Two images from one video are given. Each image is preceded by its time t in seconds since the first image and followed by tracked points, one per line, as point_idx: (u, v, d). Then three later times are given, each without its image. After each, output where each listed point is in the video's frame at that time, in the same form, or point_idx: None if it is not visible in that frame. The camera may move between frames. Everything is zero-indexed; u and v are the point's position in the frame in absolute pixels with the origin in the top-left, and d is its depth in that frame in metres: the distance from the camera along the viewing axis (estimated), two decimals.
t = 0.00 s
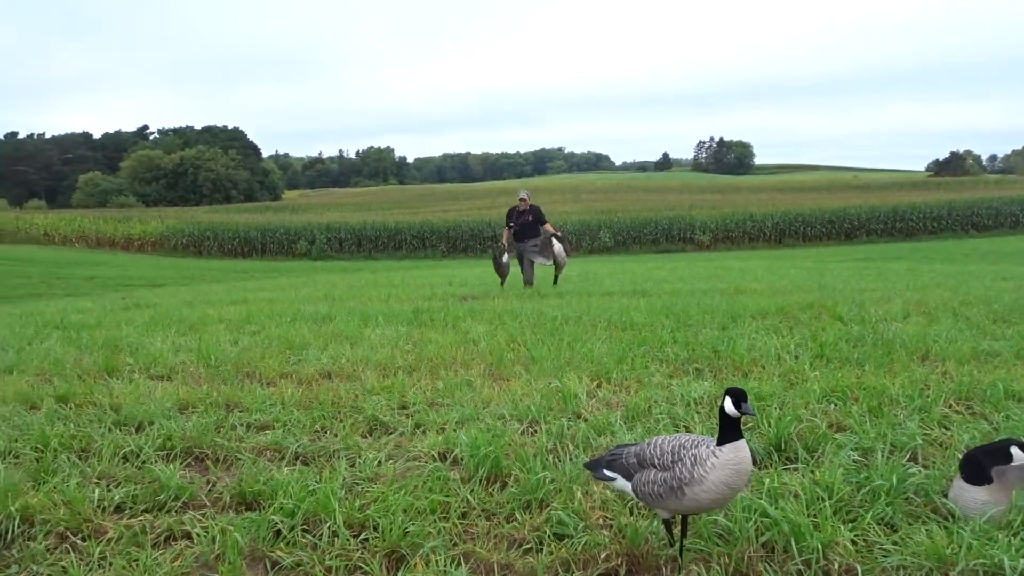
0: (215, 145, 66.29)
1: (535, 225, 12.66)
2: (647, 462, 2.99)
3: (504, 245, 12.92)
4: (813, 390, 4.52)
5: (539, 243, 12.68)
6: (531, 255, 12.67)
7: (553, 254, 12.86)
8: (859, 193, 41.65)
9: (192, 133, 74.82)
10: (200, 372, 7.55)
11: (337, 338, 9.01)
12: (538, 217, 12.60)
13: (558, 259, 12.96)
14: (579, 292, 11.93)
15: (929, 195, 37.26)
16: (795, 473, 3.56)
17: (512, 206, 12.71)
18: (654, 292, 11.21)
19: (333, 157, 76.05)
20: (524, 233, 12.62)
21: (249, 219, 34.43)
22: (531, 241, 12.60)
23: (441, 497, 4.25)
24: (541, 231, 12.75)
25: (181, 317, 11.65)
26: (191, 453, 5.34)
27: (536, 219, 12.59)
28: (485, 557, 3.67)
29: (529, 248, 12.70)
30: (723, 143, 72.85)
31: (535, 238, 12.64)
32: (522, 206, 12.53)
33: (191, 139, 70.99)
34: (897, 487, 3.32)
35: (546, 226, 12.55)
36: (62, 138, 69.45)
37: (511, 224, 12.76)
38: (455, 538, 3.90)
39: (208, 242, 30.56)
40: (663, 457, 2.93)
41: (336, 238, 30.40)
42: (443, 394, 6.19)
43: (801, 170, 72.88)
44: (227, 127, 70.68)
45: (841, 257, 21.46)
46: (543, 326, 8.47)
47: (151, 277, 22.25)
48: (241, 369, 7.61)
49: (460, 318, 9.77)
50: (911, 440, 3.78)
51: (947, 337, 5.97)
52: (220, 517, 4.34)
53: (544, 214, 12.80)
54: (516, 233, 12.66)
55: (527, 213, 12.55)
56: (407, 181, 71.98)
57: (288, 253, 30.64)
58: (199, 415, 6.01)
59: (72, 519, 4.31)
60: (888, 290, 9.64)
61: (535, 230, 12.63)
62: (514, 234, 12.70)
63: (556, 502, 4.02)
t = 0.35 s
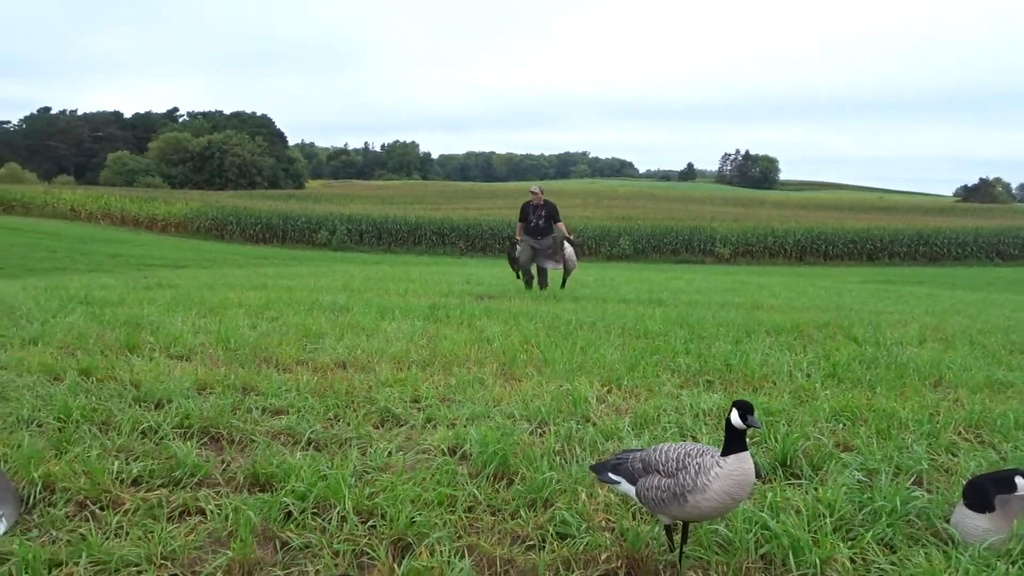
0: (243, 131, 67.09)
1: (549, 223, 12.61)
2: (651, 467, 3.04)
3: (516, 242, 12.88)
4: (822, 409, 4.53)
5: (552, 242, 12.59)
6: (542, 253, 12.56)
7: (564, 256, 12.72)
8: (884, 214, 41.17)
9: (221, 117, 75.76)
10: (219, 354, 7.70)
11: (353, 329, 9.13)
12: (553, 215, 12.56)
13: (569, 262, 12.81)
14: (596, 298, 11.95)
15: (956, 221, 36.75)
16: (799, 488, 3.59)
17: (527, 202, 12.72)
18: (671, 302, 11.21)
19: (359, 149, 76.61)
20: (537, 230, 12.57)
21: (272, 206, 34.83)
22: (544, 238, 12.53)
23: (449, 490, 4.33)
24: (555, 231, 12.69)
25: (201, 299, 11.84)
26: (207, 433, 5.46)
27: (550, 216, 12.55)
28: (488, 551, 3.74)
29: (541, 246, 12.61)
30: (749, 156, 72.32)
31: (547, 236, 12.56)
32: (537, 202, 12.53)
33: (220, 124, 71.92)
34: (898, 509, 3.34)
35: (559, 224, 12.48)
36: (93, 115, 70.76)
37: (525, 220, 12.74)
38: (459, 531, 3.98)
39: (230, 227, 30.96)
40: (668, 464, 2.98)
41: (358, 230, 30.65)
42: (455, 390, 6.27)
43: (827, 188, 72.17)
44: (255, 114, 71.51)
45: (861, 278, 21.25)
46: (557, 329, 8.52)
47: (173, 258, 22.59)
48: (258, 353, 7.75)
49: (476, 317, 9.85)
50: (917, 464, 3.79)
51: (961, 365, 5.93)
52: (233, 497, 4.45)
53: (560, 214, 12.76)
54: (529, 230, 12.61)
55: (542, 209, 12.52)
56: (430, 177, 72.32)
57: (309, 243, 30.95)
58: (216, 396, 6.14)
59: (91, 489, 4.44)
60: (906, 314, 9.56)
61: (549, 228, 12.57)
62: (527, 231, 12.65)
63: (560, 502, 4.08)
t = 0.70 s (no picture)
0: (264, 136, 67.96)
1: (550, 222, 12.25)
2: (665, 459, 3.07)
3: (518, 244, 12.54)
4: (840, 403, 4.52)
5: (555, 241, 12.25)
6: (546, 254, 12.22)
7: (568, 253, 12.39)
8: (907, 210, 40.61)
9: (241, 123, 76.76)
10: (242, 355, 7.84)
11: (373, 329, 9.24)
12: (554, 213, 12.18)
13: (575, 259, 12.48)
14: (614, 297, 11.97)
15: (981, 215, 36.15)
16: (814, 481, 3.60)
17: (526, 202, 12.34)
18: (689, 300, 11.19)
19: (377, 152, 77.17)
20: (539, 230, 12.21)
21: (292, 210, 35.24)
22: (547, 238, 12.18)
23: (467, 483, 4.38)
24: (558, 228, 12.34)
25: (224, 302, 12.04)
26: (231, 431, 5.57)
27: (551, 215, 12.17)
28: (506, 543, 3.80)
29: (544, 246, 12.26)
30: (769, 153, 71.68)
31: (551, 236, 12.21)
32: (536, 202, 12.15)
33: (240, 129, 72.84)
34: (914, 500, 3.34)
35: (562, 222, 12.12)
36: (116, 123, 71.98)
37: (525, 221, 12.38)
38: (478, 524, 4.04)
39: (252, 231, 31.38)
40: (682, 455, 3.01)
41: (377, 232, 30.90)
42: (473, 388, 6.32)
43: (848, 184, 71.31)
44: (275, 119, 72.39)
45: (883, 274, 21.00)
46: (575, 328, 8.55)
47: (195, 262, 22.94)
48: (280, 354, 7.88)
49: (494, 316, 9.91)
50: (934, 456, 3.77)
51: (983, 358, 5.87)
52: (257, 491, 4.56)
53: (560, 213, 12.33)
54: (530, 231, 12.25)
55: (541, 209, 12.14)
56: (449, 179, 72.64)
57: (329, 246, 31.26)
58: (239, 395, 6.26)
59: (119, 485, 4.57)
60: (928, 309, 9.45)
61: (551, 227, 12.21)
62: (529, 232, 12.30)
63: (577, 495, 4.13)
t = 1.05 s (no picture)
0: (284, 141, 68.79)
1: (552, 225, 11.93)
2: (673, 458, 3.09)
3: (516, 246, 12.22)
4: (852, 406, 4.50)
5: (556, 245, 11.91)
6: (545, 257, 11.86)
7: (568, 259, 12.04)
8: (929, 216, 40.10)
9: (262, 128, 77.74)
10: (260, 356, 7.95)
11: (389, 332, 9.32)
12: (556, 216, 11.86)
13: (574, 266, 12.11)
14: (630, 301, 11.96)
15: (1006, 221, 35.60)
16: (824, 482, 3.59)
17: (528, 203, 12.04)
18: (706, 305, 11.16)
19: (396, 158, 77.74)
20: (540, 233, 11.88)
21: (312, 214, 35.60)
22: (547, 242, 11.85)
23: (478, 482, 4.42)
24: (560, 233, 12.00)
25: (243, 305, 12.21)
26: (247, 430, 5.66)
27: (553, 219, 11.86)
28: (515, 540, 3.84)
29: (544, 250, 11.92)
30: (789, 159, 71.14)
31: (551, 240, 11.87)
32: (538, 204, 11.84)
33: (261, 134, 73.71)
34: (924, 502, 3.33)
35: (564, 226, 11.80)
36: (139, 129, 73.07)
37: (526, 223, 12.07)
38: (488, 521, 4.07)
39: (271, 236, 31.73)
40: (688, 454, 3.03)
41: (395, 237, 31.11)
42: (487, 390, 6.36)
43: (870, 190, 70.56)
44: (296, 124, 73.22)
45: (904, 280, 20.80)
46: (590, 331, 8.57)
47: (215, 266, 23.23)
48: (296, 355, 7.98)
49: (510, 320, 9.96)
50: (946, 459, 3.75)
51: (1000, 363, 5.81)
52: (271, 488, 4.63)
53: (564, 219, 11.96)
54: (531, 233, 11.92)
55: (544, 211, 11.83)
56: (467, 184, 72.97)
57: (347, 250, 31.53)
58: (256, 395, 6.35)
59: (137, 480, 4.66)
60: (948, 314, 9.34)
61: (552, 231, 11.89)
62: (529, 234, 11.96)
63: (587, 494, 4.15)
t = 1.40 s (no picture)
0: (297, 149, 69.40)
1: (548, 229, 11.81)
2: (680, 458, 3.09)
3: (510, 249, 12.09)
4: (864, 408, 4.49)
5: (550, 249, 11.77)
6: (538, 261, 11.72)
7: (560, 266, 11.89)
8: (943, 219, 39.76)
9: (275, 137, 78.45)
10: (272, 361, 8.03)
11: (401, 337, 9.38)
12: (552, 220, 11.75)
13: (566, 273, 11.96)
14: (641, 306, 11.95)
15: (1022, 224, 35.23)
16: (834, 484, 3.59)
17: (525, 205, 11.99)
18: (717, 309, 11.12)
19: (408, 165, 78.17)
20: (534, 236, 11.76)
21: (324, 222, 35.87)
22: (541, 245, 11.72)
23: (488, 484, 4.43)
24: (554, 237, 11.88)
25: (256, 312, 12.32)
26: (260, 433, 5.70)
27: (548, 222, 11.72)
28: (525, 541, 3.85)
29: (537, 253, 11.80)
30: (802, 163, 70.85)
31: (545, 244, 11.74)
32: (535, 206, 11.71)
33: (273, 143, 74.34)
34: (934, 502, 3.33)
35: (559, 230, 11.68)
36: (153, 138, 73.93)
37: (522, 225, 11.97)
38: (498, 523, 4.08)
39: (284, 243, 31.99)
40: (696, 455, 3.03)
41: (408, 244, 31.26)
42: (498, 394, 6.38)
43: (884, 194, 70.09)
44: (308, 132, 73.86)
45: (919, 284, 20.60)
46: (601, 335, 8.57)
47: (228, 274, 23.44)
48: (309, 361, 8.05)
49: (521, 325, 9.98)
50: (957, 460, 3.74)
51: (1014, 365, 5.75)
52: (282, 490, 4.66)
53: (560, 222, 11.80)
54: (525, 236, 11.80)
55: (539, 213, 11.72)
56: (479, 190, 73.21)
57: (360, 258, 31.71)
58: (268, 400, 6.41)
59: (150, 483, 4.72)
60: (962, 317, 9.26)
61: (547, 235, 11.76)
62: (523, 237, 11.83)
63: (596, 496, 4.16)
